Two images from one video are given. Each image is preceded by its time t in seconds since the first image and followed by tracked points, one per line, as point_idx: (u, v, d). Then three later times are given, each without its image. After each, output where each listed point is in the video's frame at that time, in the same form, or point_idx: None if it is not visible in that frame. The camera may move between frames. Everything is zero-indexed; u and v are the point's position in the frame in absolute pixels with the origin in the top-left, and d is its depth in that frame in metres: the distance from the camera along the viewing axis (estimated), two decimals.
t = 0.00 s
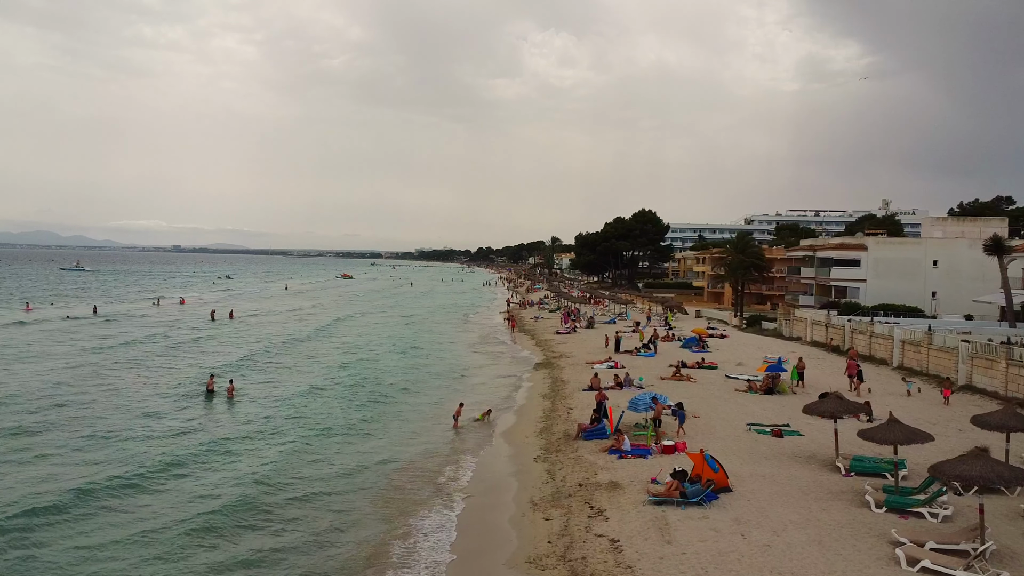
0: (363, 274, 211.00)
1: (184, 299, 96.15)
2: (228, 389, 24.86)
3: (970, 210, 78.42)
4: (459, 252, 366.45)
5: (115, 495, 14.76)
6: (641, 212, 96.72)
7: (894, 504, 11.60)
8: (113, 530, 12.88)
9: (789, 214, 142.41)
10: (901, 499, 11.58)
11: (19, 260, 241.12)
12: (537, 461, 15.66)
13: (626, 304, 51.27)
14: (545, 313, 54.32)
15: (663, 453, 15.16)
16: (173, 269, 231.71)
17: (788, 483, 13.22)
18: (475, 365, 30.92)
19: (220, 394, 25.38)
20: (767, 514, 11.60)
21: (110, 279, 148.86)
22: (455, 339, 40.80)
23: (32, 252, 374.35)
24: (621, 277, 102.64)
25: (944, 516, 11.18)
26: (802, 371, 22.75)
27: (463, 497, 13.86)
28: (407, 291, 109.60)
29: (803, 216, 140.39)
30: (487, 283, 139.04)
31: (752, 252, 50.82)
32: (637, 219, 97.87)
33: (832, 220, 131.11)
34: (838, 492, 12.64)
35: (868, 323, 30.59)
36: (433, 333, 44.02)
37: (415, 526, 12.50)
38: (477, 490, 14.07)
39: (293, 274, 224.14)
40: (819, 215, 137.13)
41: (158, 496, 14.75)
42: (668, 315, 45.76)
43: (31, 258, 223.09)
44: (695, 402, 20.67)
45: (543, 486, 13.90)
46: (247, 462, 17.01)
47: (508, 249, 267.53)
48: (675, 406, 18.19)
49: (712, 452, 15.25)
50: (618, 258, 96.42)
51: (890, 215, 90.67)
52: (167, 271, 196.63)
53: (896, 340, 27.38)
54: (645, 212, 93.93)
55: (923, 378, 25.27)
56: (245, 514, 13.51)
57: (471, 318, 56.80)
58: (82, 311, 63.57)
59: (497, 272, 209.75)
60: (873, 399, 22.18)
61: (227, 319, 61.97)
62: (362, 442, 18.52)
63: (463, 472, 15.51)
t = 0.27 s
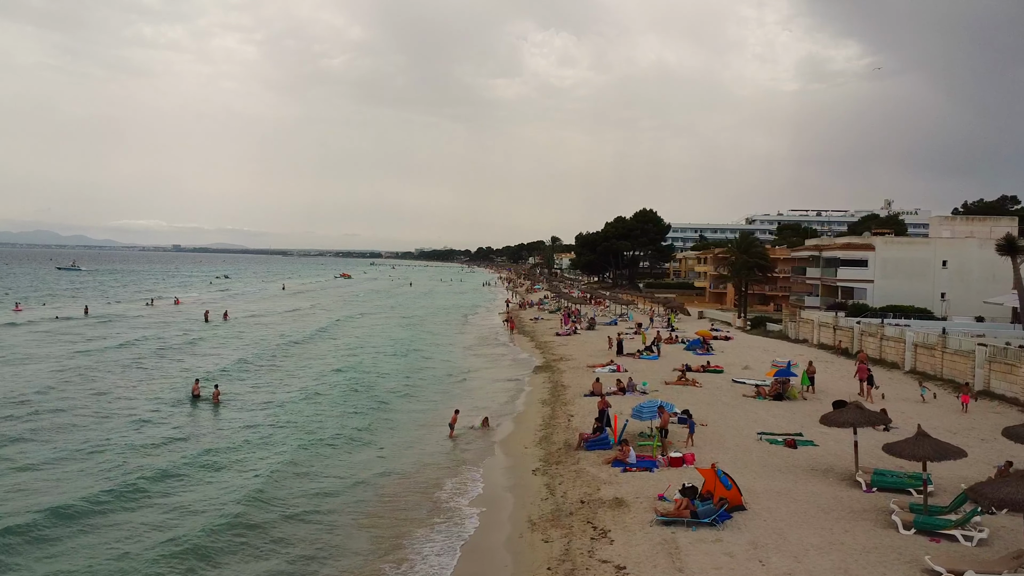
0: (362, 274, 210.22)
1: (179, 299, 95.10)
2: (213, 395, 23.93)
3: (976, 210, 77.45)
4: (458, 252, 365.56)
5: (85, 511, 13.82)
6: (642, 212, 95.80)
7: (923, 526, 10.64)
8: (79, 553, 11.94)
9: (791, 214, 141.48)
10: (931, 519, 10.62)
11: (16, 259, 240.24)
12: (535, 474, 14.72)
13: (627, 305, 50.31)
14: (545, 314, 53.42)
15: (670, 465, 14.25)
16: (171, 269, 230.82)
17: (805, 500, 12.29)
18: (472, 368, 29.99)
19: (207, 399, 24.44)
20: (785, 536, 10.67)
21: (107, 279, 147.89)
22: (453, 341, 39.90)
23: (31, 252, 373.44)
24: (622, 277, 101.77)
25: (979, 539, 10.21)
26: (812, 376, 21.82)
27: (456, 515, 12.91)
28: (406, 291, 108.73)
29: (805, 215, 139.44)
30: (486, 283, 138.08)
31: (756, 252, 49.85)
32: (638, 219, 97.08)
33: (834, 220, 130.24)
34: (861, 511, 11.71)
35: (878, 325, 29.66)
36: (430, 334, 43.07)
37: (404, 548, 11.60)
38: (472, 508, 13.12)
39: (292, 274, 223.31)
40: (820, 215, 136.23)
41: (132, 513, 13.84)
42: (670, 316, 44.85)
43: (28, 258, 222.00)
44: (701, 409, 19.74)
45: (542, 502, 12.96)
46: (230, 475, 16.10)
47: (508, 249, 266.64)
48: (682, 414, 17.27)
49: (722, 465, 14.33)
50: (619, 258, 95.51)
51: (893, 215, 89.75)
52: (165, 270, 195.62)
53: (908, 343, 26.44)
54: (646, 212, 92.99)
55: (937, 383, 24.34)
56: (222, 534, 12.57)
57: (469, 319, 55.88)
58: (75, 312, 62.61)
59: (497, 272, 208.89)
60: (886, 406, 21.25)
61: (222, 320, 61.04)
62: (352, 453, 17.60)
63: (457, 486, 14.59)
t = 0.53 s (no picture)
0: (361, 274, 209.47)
1: (176, 299, 94.21)
2: (201, 399, 23.14)
3: (980, 209, 76.73)
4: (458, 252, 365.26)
5: (58, 527, 13.01)
6: (643, 211, 95.02)
7: (952, 547, 9.77)
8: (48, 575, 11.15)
9: (792, 213, 140.67)
10: (959, 540, 9.76)
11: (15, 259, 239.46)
12: (535, 486, 13.94)
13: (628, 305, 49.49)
14: (545, 314, 52.63)
15: (677, 477, 13.46)
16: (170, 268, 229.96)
17: (823, 518, 11.53)
18: (470, 372, 29.21)
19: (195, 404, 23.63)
20: (804, 559, 9.91)
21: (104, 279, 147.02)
22: (451, 342, 39.10)
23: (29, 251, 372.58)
24: (622, 277, 100.97)
25: (1014, 562, 9.38)
26: (822, 380, 21.04)
27: (452, 533, 12.13)
28: (405, 291, 107.91)
29: (806, 215, 138.68)
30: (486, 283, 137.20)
31: (759, 252, 49.04)
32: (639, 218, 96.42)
33: (836, 220, 129.48)
34: (883, 529, 10.95)
35: (887, 327, 28.89)
36: (428, 336, 42.26)
37: (395, 570, 10.81)
38: (467, 526, 12.33)
39: (291, 273, 222.61)
40: (822, 215, 135.47)
41: (109, 528, 13.10)
42: (672, 317, 44.05)
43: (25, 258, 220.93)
44: (707, 416, 18.96)
45: (542, 518, 12.19)
46: (215, 487, 15.34)
47: (508, 249, 265.88)
48: (688, 422, 16.49)
49: (732, 478, 13.58)
50: (619, 258, 94.76)
51: (896, 215, 88.94)
52: (163, 270, 194.71)
53: (919, 346, 25.66)
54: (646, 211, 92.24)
55: (949, 387, 23.57)
56: (202, 553, 11.78)
57: (468, 320, 55.02)
58: (68, 312, 61.74)
59: (497, 272, 208.11)
60: (900, 412, 20.46)
61: (218, 320, 60.21)
62: (343, 462, 16.83)
63: (452, 499, 13.83)
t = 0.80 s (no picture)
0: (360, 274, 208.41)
1: (171, 300, 93.12)
2: (186, 405, 22.19)
3: (985, 209, 75.85)
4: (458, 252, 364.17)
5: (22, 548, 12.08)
6: (644, 211, 94.09)
7: None
8: None
9: (794, 213, 139.72)
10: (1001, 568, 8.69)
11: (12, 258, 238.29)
12: (533, 502, 13.01)
13: (630, 306, 48.50)
14: (545, 315, 51.67)
15: (687, 494, 12.54)
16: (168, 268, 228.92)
17: (847, 542, 10.61)
18: (468, 376, 28.29)
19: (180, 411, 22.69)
20: None
21: (100, 279, 145.89)
22: (449, 345, 38.15)
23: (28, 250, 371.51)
24: (623, 278, 100.03)
25: None
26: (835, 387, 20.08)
27: (445, 556, 11.19)
28: (403, 291, 106.93)
29: (808, 215, 137.77)
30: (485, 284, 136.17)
31: (763, 252, 48.08)
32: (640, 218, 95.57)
33: (838, 220, 128.58)
34: (914, 555, 10.03)
35: (898, 330, 27.97)
36: (425, 338, 41.30)
37: None
38: (461, 549, 11.40)
39: (289, 273, 221.59)
40: (824, 215, 134.54)
41: (77, 550, 12.18)
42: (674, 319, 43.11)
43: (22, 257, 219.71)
44: (716, 425, 18.04)
45: (541, 541, 11.26)
46: (195, 503, 14.42)
47: (507, 248, 264.97)
48: (697, 431, 15.57)
49: (746, 495, 12.65)
50: (620, 258, 93.83)
51: (900, 215, 87.99)
52: (161, 270, 193.64)
53: (933, 350, 24.74)
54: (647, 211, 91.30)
55: (966, 393, 22.66)
56: None
57: (466, 322, 54.03)
58: (59, 313, 60.70)
59: (497, 272, 207.16)
60: (916, 420, 19.53)
61: (212, 321, 59.17)
62: (332, 476, 15.92)
63: (446, 517, 12.92)
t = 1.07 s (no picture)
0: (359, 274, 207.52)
1: (167, 300, 92.27)
2: (172, 410, 21.40)
3: (990, 209, 75.10)
4: (457, 252, 363.33)
5: None
6: (645, 210, 93.33)
7: None
8: None
9: (795, 213, 138.87)
10: None
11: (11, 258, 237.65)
12: (532, 517, 12.24)
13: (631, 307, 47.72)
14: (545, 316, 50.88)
15: (695, 509, 11.78)
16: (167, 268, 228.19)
17: (871, 564, 9.84)
18: (466, 378, 27.51)
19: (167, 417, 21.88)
20: None
21: (97, 278, 145.08)
22: (447, 346, 37.35)
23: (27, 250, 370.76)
24: (623, 278, 99.25)
25: None
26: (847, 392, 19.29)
27: None
28: (403, 292, 106.18)
29: (810, 215, 136.97)
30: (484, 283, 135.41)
31: (767, 252, 47.18)
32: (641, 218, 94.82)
33: (839, 220, 127.85)
34: None
35: (908, 332, 27.19)
36: (423, 340, 40.53)
37: None
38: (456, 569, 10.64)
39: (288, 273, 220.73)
40: (825, 215, 133.80)
41: (47, 569, 11.42)
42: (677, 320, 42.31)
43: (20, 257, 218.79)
44: (724, 433, 17.25)
45: (541, 560, 10.50)
46: (175, 517, 13.66)
47: (507, 248, 264.24)
48: (705, 440, 14.76)
49: (758, 510, 11.89)
50: (620, 259, 93.06)
51: (904, 214, 87.16)
52: (159, 269, 192.81)
53: (945, 352, 23.96)
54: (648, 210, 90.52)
55: (980, 398, 21.89)
56: None
57: (465, 322, 53.25)
58: (52, 313, 59.86)
59: (497, 272, 206.42)
60: (932, 426, 18.76)
61: (207, 322, 58.39)
62: (320, 488, 15.15)
63: (440, 534, 12.16)
